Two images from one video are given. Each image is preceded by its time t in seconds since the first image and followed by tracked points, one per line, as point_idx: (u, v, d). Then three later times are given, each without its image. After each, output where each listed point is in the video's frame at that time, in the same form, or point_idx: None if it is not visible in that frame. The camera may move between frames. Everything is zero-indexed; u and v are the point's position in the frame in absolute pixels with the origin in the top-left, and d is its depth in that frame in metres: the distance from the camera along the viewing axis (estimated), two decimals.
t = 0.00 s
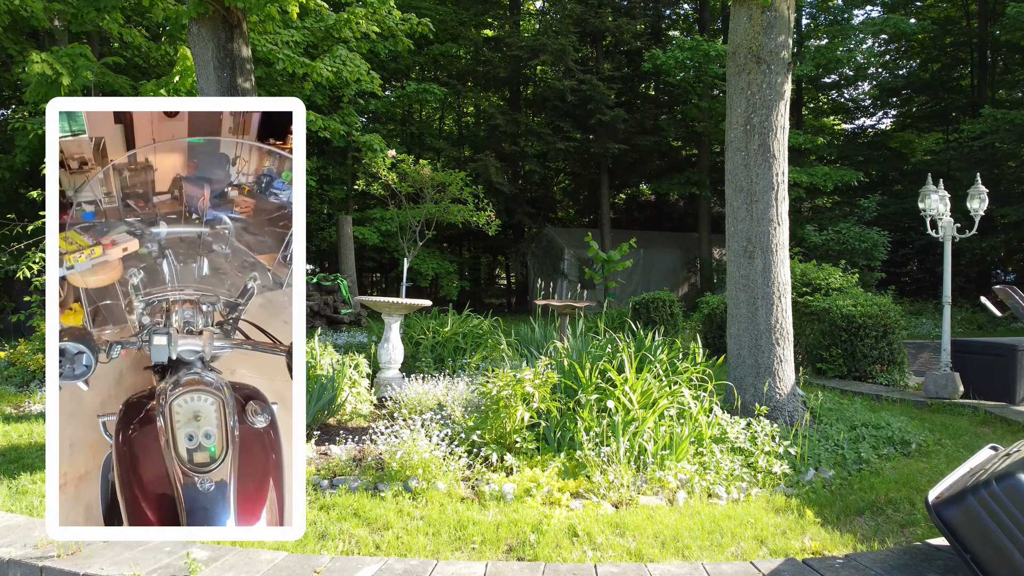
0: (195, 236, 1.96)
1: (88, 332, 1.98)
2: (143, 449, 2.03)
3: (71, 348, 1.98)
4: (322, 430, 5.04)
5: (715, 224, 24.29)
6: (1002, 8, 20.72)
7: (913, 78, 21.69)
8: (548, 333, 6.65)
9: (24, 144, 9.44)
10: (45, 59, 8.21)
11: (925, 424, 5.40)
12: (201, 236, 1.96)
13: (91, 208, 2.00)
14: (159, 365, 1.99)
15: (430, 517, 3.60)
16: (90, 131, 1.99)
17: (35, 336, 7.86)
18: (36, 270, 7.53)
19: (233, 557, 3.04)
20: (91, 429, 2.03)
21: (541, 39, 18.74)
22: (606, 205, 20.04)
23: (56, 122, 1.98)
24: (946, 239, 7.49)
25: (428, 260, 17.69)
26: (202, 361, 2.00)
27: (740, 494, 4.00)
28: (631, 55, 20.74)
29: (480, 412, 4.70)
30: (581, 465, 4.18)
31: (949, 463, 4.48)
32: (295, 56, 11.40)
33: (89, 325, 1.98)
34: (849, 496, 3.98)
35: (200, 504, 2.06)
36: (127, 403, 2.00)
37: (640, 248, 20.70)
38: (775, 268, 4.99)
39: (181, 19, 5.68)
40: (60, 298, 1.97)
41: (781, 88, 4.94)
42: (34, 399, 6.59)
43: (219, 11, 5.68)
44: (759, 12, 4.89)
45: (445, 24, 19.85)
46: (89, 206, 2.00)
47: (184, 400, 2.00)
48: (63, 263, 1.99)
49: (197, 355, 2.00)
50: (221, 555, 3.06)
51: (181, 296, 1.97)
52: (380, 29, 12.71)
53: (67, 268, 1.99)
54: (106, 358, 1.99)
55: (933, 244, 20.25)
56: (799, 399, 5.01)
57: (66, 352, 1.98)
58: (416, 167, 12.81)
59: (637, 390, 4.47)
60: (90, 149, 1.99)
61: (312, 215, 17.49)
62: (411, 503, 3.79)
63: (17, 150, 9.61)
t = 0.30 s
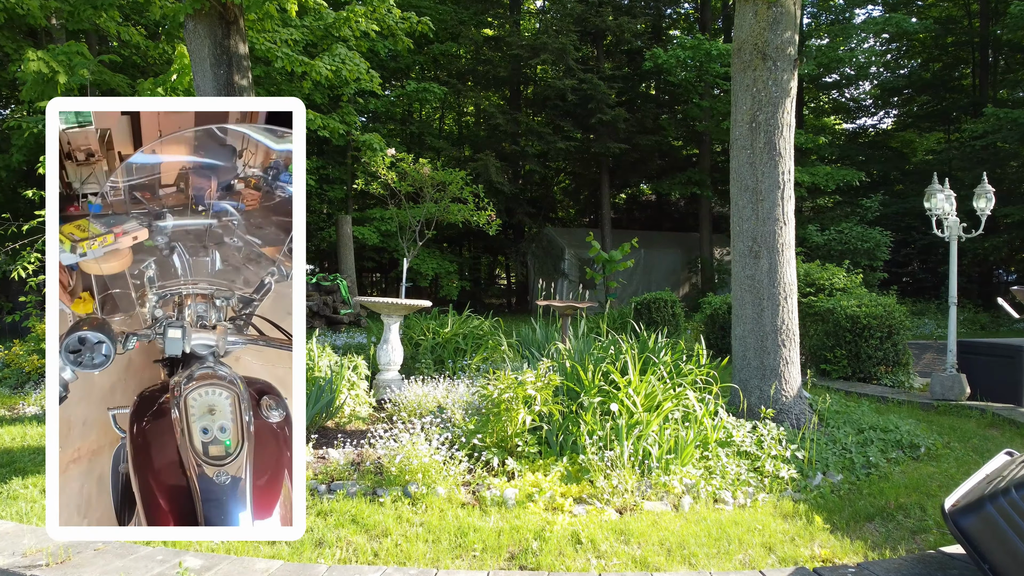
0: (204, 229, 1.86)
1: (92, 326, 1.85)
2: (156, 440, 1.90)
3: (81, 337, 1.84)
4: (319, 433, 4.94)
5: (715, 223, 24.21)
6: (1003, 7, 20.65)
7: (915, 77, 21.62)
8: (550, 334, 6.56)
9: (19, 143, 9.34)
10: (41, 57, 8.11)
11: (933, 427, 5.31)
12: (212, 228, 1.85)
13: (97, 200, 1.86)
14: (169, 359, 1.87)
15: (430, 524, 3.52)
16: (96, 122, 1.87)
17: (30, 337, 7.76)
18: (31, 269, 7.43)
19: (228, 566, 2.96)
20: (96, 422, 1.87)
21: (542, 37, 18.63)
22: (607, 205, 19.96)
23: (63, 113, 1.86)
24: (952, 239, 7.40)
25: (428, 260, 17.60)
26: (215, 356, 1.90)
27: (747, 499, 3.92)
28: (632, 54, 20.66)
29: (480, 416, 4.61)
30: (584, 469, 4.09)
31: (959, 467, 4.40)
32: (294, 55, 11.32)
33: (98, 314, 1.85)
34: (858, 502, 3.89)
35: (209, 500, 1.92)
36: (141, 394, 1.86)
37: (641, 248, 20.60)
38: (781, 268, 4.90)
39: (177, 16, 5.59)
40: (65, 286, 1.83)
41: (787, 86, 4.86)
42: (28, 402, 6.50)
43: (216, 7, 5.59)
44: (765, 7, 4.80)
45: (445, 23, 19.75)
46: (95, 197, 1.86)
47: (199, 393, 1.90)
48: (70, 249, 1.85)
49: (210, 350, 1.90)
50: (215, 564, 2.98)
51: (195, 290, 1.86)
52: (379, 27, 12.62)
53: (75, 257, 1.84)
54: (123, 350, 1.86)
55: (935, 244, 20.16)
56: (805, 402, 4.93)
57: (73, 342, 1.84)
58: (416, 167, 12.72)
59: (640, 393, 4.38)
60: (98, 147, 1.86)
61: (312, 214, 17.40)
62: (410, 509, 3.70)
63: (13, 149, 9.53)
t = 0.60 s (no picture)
0: (267, 223, 1.68)
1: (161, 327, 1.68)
2: (206, 431, 1.73)
3: (152, 331, 1.68)
4: (317, 436, 4.85)
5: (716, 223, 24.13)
6: (1005, 7, 20.58)
7: (916, 77, 21.55)
8: (552, 335, 6.46)
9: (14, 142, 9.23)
10: (37, 54, 8.01)
11: (942, 430, 5.22)
12: (275, 222, 1.68)
13: (166, 192, 1.69)
14: (228, 356, 1.71)
15: (429, 530, 3.43)
16: (175, 118, 1.68)
17: (25, 338, 7.67)
18: (26, 269, 7.34)
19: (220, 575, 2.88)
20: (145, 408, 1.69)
21: (542, 36, 18.50)
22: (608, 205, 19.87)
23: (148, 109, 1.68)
24: (958, 238, 7.31)
25: (428, 260, 17.51)
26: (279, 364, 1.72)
27: (754, 504, 3.83)
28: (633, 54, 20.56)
29: (481, 418, 4.52)
30: (587, 474, 4.00)
31: (970, 471, 4.31)
32: (293, 53, 11.23)
33: (159, 300, 1.67)
34: (867, 507, 3.81)
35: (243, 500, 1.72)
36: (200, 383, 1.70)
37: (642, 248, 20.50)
38: (787, 268, 4.81)
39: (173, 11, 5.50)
40: (127, 269, 1.67)
41: (793, 82, 4.77)
42: (22, 404, 6.40)
43: (212, 2, 5.48)
44: (770, 2, 4.71)
45: (445, 22, 19.63)
46: (165, 190, 1.69)
47: (260, 395, 1.72)
48: (143, 233, 1.67)
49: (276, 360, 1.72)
50: (207, 573, 2.89)
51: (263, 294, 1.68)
52: (378, 25, 12.53)
53: (143, 246, 1.67)
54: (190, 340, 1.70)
55: (937, 244, 20.07)
56: (812, 405, 4.84)
57: (142, 335, 1.68)
58: (416, 165, 12.63)
59: (644, 395, 4.29)
60: (172, 143, 1.68)
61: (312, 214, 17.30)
62: (409, 515, 3.61)
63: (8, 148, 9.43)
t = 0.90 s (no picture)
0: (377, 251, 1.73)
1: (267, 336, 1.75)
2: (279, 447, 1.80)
3: (271, 339, 1.74)
4: (314, 439, 4.76)
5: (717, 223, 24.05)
6: (1007, 5, 20.49)
7: (918, 76, 21.45)
8: (554, 336, 6.37)
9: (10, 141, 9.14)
10: (33, 52, 7.92)
11: (950, 432, 5.13)
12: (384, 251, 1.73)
13: (280, 199, 1.76)
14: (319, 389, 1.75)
15: (429, 537, 3.34)
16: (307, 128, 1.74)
17: (20, 339, 7.58)
18: (21, 268, 7.24)
19: None
20: (241, 402, 1.78)
21: (543, 35, 18.39)
22: (609, 205, 19.78)
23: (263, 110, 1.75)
24: (964, 238, 7.21)
25: (428, 260, 17.41)
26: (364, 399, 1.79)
27: (761, 509, 3.74)
28: (634, 53, 20.47)
29: (481, 421, 4.43)
30: (590, 478, 3.91)
31: (981, 475, 4.22)
32: (292, 51, 11.14)
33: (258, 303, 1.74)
34: (877, 512, 3.71)
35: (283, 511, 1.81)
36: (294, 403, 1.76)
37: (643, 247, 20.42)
38: (793, 268, 4.73)
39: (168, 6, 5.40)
40: (236, 266, 1.75)
41: (800, 78, 4.68)
42: (16, 405, 6.32)
43: None
44: None
45: (445, 21, 19.52)
46: (280, 197, 1.76)
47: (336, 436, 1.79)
48: (260, 234, 1.74)
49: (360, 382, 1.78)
50: None
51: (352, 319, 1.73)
52: (378, 23, 12.43)
53: (257, 248, 1.73)
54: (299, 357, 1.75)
55: (939, 244, 19.98)
56: (819, 407, 4.75)
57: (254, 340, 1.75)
58: (415, 164, 12.53)
59: (648, 397, 4.20)
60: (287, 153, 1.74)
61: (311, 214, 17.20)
62: (408, 521, 3.52)
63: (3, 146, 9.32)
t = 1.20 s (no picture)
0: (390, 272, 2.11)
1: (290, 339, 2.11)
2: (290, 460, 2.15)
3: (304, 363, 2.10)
4: (312, 442, 4.67)
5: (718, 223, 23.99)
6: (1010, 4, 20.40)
7: (920, 75, 21.36)
8: (556, 337, 6.30)
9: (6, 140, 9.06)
10: (28, 50, 7.85)
11: (959, 435, 5.04)
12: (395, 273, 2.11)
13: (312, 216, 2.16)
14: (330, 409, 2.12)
15: (429, 543, 3.25)
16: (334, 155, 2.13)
17: (16, 340, 7.50)
18: (16, 268, 7.17)
19: None
20: (266, 416, 2.15)
21: (543, 34, 18.30)
22: (610, 205, 19.68)
23: (272, 108, 2.13)
24: (970, 237, 7.13)
25: (428, 260, 17.32)
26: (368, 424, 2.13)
27: (769, 515, 3.65)
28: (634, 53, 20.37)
29: (482, 423, 4.33)
30: (594, 482, 3.81)
31: (993, 479, 4.13)
32: (291, 49, 11.05)
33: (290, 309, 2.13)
34: (888, 517, 3.62)
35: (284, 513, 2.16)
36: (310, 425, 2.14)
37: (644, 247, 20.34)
38: (801, 268, 4.63)
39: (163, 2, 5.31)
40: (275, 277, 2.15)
41: (807, 74, 4.59)
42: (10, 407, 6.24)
43: None
44: None
45: (445, 20, 19.40)
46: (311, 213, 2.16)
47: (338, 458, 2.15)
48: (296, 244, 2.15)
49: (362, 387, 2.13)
50: None
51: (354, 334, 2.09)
52: (377, 22, 12.34)
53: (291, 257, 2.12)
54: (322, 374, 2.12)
55: (941, 244, 19.88)
56: (826, 409, 4.66)
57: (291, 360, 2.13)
58: (415, 162, 12.43)
59: (653, 400, 4.11)
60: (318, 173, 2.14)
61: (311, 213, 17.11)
62: (407, 527, 3.44)
63: None
